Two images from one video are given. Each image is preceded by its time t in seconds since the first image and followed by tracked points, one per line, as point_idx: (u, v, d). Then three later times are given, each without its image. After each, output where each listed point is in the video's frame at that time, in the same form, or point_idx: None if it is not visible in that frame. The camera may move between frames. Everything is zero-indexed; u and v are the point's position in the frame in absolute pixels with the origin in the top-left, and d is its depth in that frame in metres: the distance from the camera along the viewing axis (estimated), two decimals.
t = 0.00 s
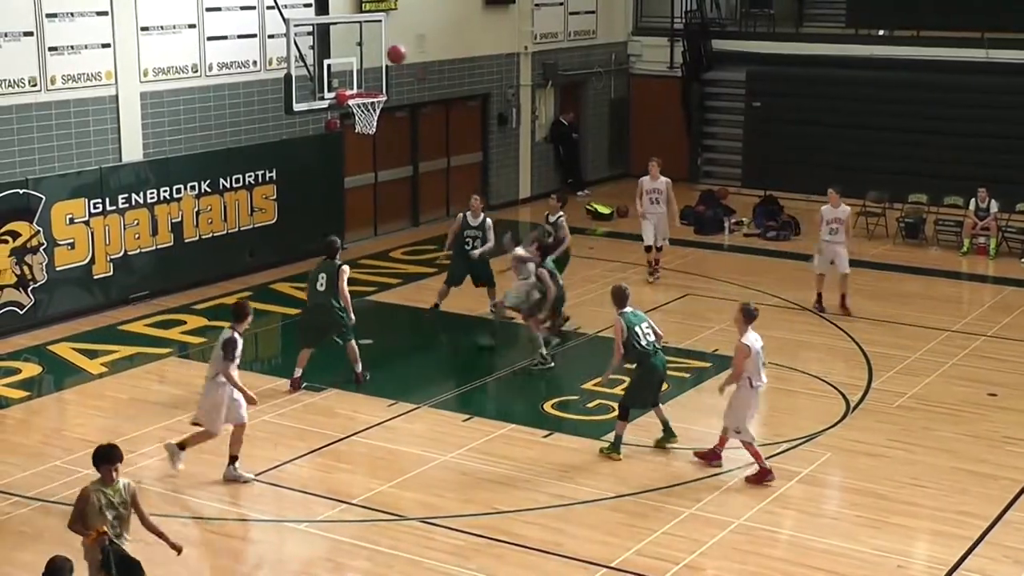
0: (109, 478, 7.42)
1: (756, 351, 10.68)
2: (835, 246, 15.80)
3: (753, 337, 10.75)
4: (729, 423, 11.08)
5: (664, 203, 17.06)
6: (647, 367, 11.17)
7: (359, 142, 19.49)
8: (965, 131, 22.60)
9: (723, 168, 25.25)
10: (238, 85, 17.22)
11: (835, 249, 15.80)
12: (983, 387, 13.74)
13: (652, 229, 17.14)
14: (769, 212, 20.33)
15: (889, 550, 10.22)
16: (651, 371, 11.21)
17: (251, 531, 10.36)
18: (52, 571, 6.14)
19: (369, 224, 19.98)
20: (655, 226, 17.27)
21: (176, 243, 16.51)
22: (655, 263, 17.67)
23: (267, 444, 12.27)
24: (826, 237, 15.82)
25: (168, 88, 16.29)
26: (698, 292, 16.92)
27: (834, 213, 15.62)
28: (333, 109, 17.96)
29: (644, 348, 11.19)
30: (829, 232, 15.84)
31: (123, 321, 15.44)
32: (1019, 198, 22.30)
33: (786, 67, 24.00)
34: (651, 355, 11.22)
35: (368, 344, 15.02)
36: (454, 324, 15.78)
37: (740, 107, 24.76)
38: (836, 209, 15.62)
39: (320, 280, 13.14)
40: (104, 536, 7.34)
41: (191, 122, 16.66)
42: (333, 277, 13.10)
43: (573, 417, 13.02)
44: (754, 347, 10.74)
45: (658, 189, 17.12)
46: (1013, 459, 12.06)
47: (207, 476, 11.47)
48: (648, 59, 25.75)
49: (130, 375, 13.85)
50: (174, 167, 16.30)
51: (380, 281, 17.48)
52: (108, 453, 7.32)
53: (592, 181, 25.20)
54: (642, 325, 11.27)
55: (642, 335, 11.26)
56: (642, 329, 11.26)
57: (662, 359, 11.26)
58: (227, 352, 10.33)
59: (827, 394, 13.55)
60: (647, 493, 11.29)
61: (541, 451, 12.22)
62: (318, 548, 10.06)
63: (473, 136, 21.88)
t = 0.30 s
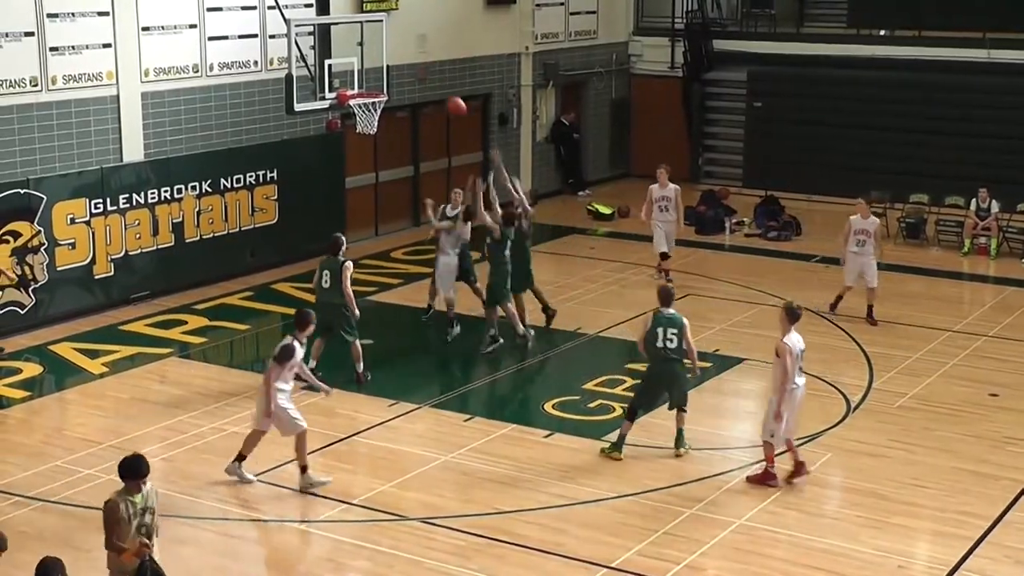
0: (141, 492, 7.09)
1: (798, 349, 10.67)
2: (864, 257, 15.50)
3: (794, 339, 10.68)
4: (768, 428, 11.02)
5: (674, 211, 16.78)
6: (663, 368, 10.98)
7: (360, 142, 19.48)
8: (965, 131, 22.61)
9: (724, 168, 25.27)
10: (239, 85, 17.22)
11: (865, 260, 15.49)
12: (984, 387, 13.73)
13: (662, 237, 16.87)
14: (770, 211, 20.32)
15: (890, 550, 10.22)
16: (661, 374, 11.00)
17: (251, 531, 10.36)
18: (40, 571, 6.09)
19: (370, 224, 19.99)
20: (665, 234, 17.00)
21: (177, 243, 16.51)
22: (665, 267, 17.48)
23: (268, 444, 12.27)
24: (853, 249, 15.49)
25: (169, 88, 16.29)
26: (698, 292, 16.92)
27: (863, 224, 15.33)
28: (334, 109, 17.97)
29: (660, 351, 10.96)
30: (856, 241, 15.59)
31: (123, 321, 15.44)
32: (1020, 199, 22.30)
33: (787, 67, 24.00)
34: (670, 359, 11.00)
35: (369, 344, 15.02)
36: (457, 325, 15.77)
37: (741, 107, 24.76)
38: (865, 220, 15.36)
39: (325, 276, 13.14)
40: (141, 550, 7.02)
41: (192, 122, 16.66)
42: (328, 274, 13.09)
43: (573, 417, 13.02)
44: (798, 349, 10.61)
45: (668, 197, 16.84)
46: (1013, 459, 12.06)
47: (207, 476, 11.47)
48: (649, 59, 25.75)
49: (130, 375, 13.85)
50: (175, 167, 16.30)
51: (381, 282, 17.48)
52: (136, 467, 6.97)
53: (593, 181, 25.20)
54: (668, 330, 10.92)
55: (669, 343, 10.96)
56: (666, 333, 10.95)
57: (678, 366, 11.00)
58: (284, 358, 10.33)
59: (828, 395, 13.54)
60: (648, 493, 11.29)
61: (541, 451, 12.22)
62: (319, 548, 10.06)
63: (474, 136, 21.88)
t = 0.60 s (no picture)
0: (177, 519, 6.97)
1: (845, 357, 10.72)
2: (884, 264, 14.94)
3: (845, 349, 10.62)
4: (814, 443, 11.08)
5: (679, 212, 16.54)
6: (703, 357, 11.18)
7: (360, 142, 19.48)
8: (966, 130, 22.61)
9: (724, 168, 25.19)
10: (240, 85, 17.22)
11: (883, 268, 14.92)
12: (984, 387, 13.73)
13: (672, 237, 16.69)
14: (770, 212, 20.32)
15: (890, 550, 10.22)
16: (699, 361, 11.20)
17: (252, 531, 10.36)
18: (34, 570, 6.12)
19: (370, 224, 19.98)
20: (673, 235, 16.80)
21: (177, 244, 16.51)
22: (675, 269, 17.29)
23: (268, 444, 12.27)
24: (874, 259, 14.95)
25: (169, 88, 16.29)
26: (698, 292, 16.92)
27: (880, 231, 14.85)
28: (334, 109, 17.98)
29: (701, 339, 11.20)
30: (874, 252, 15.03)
31: (123, 321, 15.44)
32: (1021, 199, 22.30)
33: (787, 67, 24.00)
34: (709, 350, 11.18)
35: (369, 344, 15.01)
36: (458, 325, 15.77)
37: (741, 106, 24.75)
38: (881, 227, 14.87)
39: (320, 271, 13.17)
40: None
41: (192, 122, 16.66)
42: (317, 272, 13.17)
43: (573, 417, 13.02)
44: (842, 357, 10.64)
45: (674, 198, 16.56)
46: (1013, 459, 12.05)
47: (208, 476, 11.47)
48: (649, 59, 25.75)
49: (131, 375, 13.85)
50: (176, 167, 16.30)
51: (381, 282, 17.47)
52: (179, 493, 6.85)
53: (593, 181, 25.20)
54: (713, 321, 11.18)
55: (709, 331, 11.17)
56: (710, 323, 11.19)
57: (716, 356, 11.18)
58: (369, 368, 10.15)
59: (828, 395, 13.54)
60: (648, 493, 11.29)
61: (541, 450, 12.22)
62: (319, 548, 10.06)
63: (474, 137, 21.87)
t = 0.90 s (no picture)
0: (190, 526, 6.60)
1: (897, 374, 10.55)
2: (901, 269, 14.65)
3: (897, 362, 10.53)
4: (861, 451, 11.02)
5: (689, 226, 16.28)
6: (744, 353, 11.97)
7: (359, 141, 19.47)
8: (968, 131, 22.60)
9: (724, 168, 25.18)
10: (239, 85, 17.22)
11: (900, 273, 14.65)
12: (984, 387, 13.73)
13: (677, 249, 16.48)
14: (771, 211, 20.32)
15: (890, 550, 10.22)
16: (745, 354, 11.95)
17: (252, 530, 10.36)
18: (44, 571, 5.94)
19: (370, 224, 19.97)
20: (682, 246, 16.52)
21: (177, 244, 16.51)
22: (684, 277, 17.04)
23: (268, 444, 12.26)
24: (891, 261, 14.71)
25: (169, 88, 16.29)
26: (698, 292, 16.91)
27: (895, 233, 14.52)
28: (334, 109, 17.98)
29: (744, 334, 11.93)
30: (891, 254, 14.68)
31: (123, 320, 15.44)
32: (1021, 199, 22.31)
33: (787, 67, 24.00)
34: (750, 342, 11.94)
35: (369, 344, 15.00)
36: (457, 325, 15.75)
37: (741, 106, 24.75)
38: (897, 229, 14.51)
39: (325, 272, 13.21)
40: None
41: (192, 122, 16.66)
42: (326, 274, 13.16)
43: (573, 417, 13.01)
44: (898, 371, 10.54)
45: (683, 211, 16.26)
46: (1013, 459, 12.05)
47: (208, 476, 11.47)
48: (649, 59, 25.75)
49: (130, 375, 13.85)
50: (175, 167, 16.30)
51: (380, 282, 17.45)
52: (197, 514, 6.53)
53: (593, 181, 25.19)
54: (754, 313, 11.88)
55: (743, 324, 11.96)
56: (751, 317, 11.90)
57: (756, 349, 11.90)
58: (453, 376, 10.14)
59: (829, 395, 13.54)
60: (648, 493, 11.29)
61: (542, 450, 12.22)
62: (319, 548, 10.06)
63: (474, 136, 21.87)
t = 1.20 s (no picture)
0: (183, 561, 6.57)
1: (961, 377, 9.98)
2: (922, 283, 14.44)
3: (961, 363, 10.00)
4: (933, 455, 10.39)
5: (694, 228, 15.98)
6: (793, 347, 11.79)
7: (361, 141, 19.47)
8: (971, 131, 22.58)
9: (726, 168, 25.21)
10: (241, 85, 17.22)
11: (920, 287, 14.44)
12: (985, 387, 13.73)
13: (678, 253, 16.12)
14: (772, 211, 20.32)
15: (891, 550, 10.21)
16: (792, 352, 11.79)
17: (253, 530, 10.36)
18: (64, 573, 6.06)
19: (371, 224, 19.97)
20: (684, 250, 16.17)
21: (178, 243, 16.51)
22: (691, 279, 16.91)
23: (269, 444, 12.27)
24: (912, 268, 14.55)
25: (171, 88, 16.30)
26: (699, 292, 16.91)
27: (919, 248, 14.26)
28: (336, 109, 17.98)
29: (794, 330, 11.80)
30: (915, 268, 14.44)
31: (124, 320, 15.45)
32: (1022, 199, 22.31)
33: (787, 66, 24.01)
34: (799, 338, 11.79)
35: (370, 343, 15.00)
36: (458, 324, 15.75)
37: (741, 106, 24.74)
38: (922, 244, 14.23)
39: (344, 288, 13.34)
40: None
41: (193, 122, 16.66)
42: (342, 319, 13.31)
43: (573, 417, 13.01)
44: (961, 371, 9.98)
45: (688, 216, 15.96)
46: (1014, 459, 12.05)
47: (208, 475, 11.48)
48: (650, 59, 25.75)
49: (131, 374, 13.86)
50: (177, 166, 16.30)
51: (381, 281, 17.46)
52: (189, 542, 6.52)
53: (594, 181, 25.20)
54: (807, 312, 11.77)
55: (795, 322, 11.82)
56: (805, 316, 11.78)
57: (802, 346, 11.73)
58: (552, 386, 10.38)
59: (829, 395, 13.53)
60: (648, 493, 11.30)
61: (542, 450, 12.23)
62: (320, 548, 10.06)
63: (475, 136, 21.86)
